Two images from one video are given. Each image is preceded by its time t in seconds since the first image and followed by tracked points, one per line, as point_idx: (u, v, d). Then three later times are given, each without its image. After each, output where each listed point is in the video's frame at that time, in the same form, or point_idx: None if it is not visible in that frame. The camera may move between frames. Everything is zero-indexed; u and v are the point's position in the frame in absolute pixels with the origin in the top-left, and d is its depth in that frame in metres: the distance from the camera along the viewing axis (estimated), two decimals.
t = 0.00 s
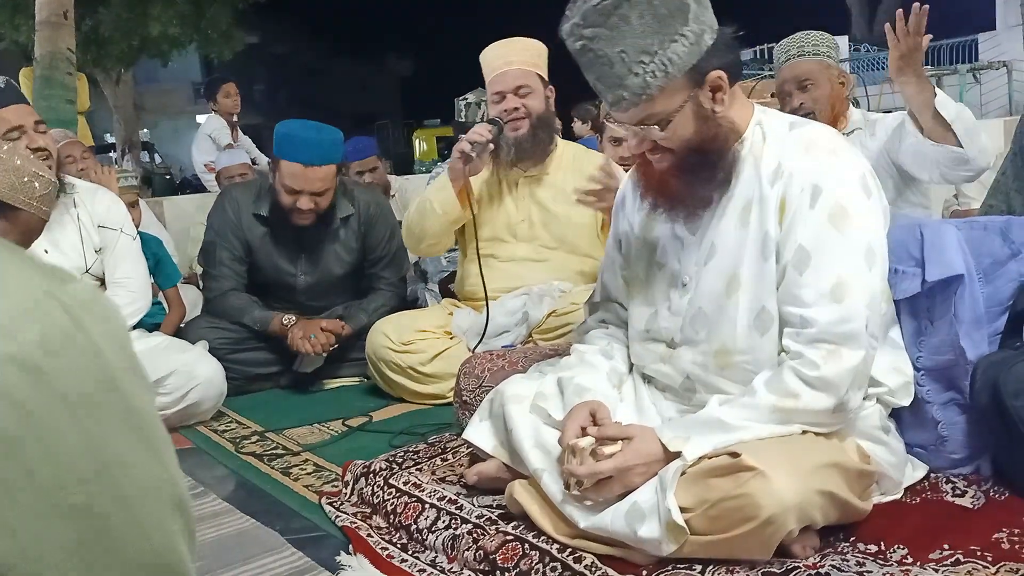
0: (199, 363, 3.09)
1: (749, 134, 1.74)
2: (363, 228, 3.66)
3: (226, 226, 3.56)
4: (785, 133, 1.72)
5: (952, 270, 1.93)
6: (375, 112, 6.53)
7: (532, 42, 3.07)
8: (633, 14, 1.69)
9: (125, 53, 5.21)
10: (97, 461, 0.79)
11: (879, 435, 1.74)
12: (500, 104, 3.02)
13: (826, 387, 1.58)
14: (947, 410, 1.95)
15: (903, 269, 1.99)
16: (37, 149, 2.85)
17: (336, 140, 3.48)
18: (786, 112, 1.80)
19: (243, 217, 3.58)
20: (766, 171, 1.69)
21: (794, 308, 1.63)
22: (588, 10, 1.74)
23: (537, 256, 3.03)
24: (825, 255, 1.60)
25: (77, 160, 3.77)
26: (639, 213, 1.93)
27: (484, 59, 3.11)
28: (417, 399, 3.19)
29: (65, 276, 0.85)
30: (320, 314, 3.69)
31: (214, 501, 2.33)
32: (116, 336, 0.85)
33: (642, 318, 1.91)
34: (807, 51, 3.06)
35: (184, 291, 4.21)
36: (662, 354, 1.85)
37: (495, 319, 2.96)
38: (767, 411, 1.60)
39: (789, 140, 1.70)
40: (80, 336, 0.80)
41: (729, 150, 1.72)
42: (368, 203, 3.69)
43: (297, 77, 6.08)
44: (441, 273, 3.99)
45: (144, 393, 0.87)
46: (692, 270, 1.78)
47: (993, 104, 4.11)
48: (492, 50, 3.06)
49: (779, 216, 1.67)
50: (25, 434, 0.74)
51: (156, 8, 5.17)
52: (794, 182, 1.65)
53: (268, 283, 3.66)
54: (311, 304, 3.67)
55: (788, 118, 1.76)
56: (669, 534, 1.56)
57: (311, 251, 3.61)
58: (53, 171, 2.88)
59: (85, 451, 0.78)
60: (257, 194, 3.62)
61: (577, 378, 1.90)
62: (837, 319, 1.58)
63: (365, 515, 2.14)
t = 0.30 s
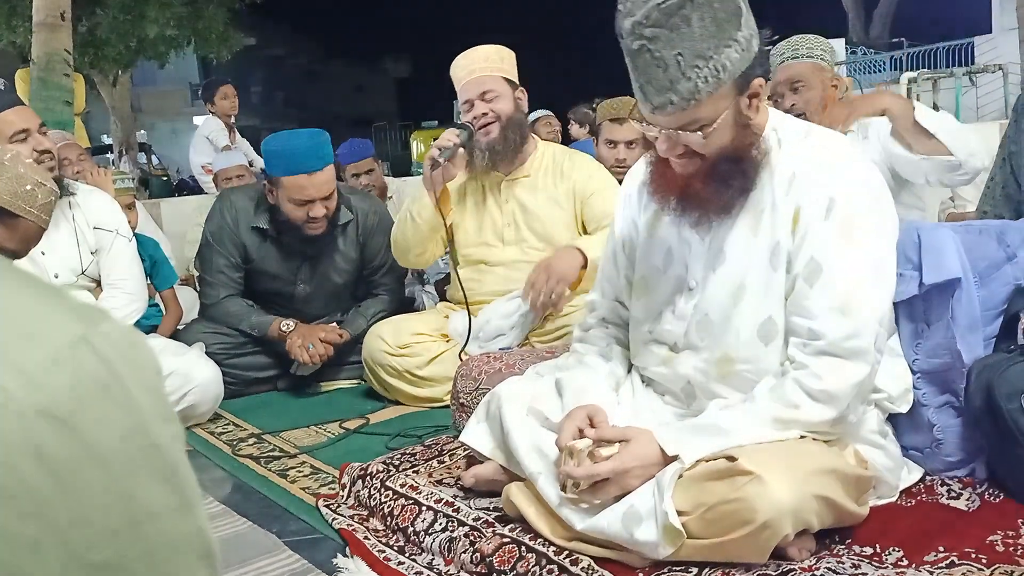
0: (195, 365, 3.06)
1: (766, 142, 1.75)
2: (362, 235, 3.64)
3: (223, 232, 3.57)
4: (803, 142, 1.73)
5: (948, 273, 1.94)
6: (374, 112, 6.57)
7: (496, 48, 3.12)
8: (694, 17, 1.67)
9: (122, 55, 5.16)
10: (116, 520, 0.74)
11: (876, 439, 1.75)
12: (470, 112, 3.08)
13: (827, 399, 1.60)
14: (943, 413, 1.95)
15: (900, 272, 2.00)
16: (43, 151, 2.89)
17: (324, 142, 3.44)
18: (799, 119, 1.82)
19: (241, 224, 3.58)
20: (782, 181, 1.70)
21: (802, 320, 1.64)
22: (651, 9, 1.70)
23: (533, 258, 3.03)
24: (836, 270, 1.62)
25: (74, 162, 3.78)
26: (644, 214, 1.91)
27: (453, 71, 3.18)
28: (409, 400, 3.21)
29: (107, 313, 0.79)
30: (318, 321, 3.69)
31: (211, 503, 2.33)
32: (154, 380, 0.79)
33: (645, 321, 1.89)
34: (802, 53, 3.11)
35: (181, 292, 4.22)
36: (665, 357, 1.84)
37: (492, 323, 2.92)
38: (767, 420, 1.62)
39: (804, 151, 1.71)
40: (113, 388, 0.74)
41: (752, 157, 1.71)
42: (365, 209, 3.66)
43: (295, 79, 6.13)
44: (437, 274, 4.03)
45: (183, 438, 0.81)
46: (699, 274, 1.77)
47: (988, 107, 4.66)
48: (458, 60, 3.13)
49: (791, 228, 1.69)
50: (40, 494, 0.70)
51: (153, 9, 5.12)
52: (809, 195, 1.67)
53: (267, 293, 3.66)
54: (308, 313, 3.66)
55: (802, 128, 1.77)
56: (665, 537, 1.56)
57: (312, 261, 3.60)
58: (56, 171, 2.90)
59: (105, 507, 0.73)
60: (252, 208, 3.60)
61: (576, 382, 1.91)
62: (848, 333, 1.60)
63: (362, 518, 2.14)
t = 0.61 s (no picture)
0: (196, 369, 3.07)
1: (766, 143, 1.76)
2: (360, 227, 3.65)
3: (221, 233, 3.58)
4: (802, 143, 1.75)
5: (948, 275, 1.94)
6: (372, 115, 6.57)
7: (474, 54, 3.12)
8: (692, 18, 1.69)
9: (122, 57, 5.12)
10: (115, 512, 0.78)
11: (876, 441, 1.75)
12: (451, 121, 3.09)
13: (828, 400, 1.60)
14: (943, 414, 1.96)
15: (899, 274, 2.01)
16: (42, 155, 2.91)
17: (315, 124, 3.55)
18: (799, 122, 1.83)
19: (239, 222, 3.60)
20: (781, 181, 1.72)
21: (800, 320, 1.65)
22: (649, 10, 1.72)
23: (531, 261, 3.03)
24: (833, 271, 1.62)
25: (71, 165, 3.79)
26: (643, 215, 1.91)
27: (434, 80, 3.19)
28: (414, 404, 3.20)
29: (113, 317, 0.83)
30: (318, 321, 3.68)
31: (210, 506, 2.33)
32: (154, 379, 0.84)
33: (645, 322, 1.89)
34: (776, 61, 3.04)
35: (180, 294, 4.22)
36: (665, 359, 1.84)
37: (489, 327, 2.91)
38: (768, 421, 1.62)
39: (803, 152, 1.73)
40: (117, 388, 0.78)
41: (751, 157, 1.72)
42: (362, 204, 3.70)
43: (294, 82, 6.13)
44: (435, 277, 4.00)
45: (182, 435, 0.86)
46: (698, 276, 1.77)
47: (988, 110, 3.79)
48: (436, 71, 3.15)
49: (790, 229, 1.70)
50: (43, 484, 0.73)
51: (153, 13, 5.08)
52: (808, 196, 1.68)
53: (264, 289, 3.66)
54: (310, 307, 3.67)
55: (801, 129, 1.78)
56: (666, 539, 1.56)
57: (309, 251, 3.61)
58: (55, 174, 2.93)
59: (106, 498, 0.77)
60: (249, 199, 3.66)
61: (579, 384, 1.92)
62: (846, 334, 1.60)
63: (362, 520, 2.14)
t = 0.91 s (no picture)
0: (197, 367, 3.08)
1: (743, 138, 1.77)
2: (355, 216, 3.68)
3: (220, 228, 3.59)
4: (777, 137, 1.76)
5: (947, 275, 1.94)
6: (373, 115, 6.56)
7: (467, 54, 3.11)
8: (638, 17, 1.70)
9: (123, 57, 5.15)
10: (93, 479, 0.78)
11: (875, 440, 1.75)
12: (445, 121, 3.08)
13: (822, 388, 1.60)
14: (943, 414, 1.96)
15: (898, 273, 2.01)
16: (41, 155, 2.88)
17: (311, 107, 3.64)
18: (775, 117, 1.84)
19: (236, 215, 3.62)
20: (759, 176, 1.73)
21: (788, 310, 1.65)
22: (595, 13, 1.74)
23: (530, 262, 3.03)
24: (817, 258, 1.63)
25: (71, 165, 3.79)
26: (632, 219, 1.93)
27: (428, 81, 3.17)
28: (410, 403, 3.21)
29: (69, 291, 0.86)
30: (315, 317, 3.66)
31: (211, 506, 2.33)
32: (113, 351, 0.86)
33: (638, 323, 1.88)
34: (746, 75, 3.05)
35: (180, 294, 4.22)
36: (661, 358, 1.83)
37: (488, 327, 2.91)
38: (763, 413, 1.60)
39: (781, 145, 1.74)
40: (82, 351, 0.80)
41: (729, 151, 1.74)
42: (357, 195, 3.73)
43: (293, 81, 6.14)
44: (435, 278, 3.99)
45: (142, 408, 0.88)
46: (688, 273, 1.78)
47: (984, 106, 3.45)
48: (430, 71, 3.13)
49: (773, 221, 1.70)
50: (30, 463, 0.73)
51: (152, 12, 5.20)
52: (787, 187, 1.69)
53: (259, 279, 3.66)
54: (308, 294, 3.67)
55: (780, 123, 1.80)
56: (666, 538, 1.56)
57: (304, 235, 3.64)
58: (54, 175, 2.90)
59: (86, 466, 0.78)
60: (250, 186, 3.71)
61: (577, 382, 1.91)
62: (834, 320, 1.60)
63: (362, 520, 2.14)
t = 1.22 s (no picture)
0: (193, 365, 3.08)
1: (724, 135, 1.78)
2: (353, 210, 3.68)
3: (219, 223, 3.60)
4: (759, 132, 1.76)
5: (943, 272, 1.94)
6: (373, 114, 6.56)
7: (472, 52, 3.15)
8: (601, 20, 1.76)
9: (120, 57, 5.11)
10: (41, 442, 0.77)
11: (873, 436, 1.74)
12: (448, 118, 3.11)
13: (815, 376, 1.59)
14: (941, 412, 1.96)
15: (895, 271, 2.01)
16: (39, 155, 2.90)
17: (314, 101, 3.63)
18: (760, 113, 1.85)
19: (235, 210, 3.63)
20: (741, 170, 1.74)
21: (775, 301, 1.64)
22: (559, 19, 1.81)
23: (528, 261, 3.03)
24: (801, 246, 1.62)
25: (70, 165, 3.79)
26: (623, 221, 1.93)
27: (433, 76, 3.20)
28: (413, 403, 3.19)
29: None
30: (315, 312, 3.66)
31: (209, 505, 2.32)
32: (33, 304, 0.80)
33: (630, 321, 1.88)
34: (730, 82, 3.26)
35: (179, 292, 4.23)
36: (652, 355, 1.84)
37: (488, 325, 2.90)
38: (757, 405, 1.61)
39: (763, 139, 1.75)
40: None
41: (711, 148, 1.75)
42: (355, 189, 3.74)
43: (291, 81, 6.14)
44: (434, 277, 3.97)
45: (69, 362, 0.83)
46: (676, 269, 1.77)
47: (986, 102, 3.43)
48: (434, 67, 3.16)
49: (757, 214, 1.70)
50: None
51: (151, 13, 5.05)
52: (770, 179, 1.70)
53: (256, 275, 3.65)
54: (307, 288, 3.67)
55: (762, 119, 1.81)
56: (664, 536, 1.55)
57: (302, 229, 3.64)
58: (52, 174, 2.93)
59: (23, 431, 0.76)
60: (248, 183, 3.72)
61: (572, 378, 1.90)
62: (820, 308, 1.60)
63: (360, 519, 2.14)
